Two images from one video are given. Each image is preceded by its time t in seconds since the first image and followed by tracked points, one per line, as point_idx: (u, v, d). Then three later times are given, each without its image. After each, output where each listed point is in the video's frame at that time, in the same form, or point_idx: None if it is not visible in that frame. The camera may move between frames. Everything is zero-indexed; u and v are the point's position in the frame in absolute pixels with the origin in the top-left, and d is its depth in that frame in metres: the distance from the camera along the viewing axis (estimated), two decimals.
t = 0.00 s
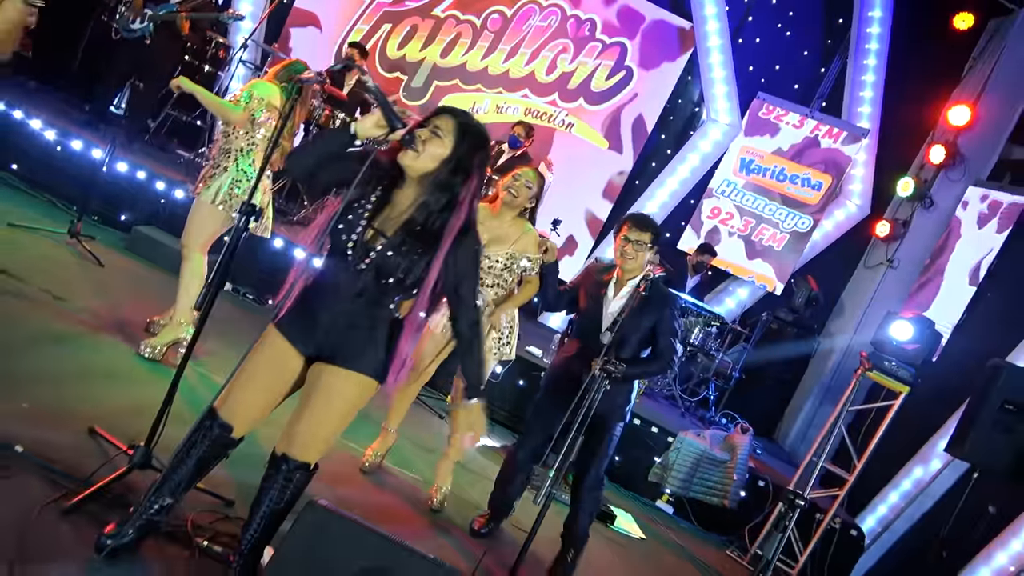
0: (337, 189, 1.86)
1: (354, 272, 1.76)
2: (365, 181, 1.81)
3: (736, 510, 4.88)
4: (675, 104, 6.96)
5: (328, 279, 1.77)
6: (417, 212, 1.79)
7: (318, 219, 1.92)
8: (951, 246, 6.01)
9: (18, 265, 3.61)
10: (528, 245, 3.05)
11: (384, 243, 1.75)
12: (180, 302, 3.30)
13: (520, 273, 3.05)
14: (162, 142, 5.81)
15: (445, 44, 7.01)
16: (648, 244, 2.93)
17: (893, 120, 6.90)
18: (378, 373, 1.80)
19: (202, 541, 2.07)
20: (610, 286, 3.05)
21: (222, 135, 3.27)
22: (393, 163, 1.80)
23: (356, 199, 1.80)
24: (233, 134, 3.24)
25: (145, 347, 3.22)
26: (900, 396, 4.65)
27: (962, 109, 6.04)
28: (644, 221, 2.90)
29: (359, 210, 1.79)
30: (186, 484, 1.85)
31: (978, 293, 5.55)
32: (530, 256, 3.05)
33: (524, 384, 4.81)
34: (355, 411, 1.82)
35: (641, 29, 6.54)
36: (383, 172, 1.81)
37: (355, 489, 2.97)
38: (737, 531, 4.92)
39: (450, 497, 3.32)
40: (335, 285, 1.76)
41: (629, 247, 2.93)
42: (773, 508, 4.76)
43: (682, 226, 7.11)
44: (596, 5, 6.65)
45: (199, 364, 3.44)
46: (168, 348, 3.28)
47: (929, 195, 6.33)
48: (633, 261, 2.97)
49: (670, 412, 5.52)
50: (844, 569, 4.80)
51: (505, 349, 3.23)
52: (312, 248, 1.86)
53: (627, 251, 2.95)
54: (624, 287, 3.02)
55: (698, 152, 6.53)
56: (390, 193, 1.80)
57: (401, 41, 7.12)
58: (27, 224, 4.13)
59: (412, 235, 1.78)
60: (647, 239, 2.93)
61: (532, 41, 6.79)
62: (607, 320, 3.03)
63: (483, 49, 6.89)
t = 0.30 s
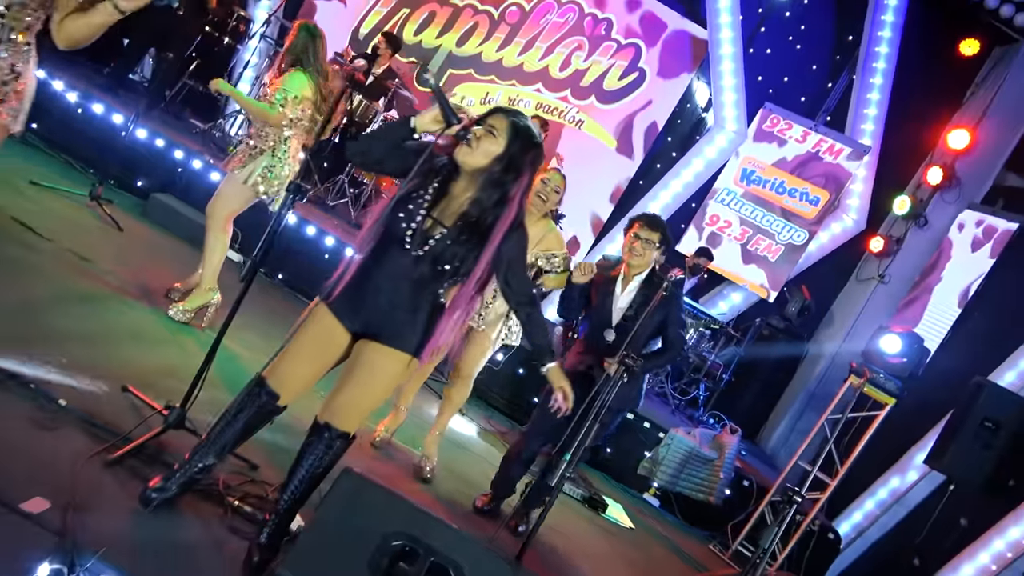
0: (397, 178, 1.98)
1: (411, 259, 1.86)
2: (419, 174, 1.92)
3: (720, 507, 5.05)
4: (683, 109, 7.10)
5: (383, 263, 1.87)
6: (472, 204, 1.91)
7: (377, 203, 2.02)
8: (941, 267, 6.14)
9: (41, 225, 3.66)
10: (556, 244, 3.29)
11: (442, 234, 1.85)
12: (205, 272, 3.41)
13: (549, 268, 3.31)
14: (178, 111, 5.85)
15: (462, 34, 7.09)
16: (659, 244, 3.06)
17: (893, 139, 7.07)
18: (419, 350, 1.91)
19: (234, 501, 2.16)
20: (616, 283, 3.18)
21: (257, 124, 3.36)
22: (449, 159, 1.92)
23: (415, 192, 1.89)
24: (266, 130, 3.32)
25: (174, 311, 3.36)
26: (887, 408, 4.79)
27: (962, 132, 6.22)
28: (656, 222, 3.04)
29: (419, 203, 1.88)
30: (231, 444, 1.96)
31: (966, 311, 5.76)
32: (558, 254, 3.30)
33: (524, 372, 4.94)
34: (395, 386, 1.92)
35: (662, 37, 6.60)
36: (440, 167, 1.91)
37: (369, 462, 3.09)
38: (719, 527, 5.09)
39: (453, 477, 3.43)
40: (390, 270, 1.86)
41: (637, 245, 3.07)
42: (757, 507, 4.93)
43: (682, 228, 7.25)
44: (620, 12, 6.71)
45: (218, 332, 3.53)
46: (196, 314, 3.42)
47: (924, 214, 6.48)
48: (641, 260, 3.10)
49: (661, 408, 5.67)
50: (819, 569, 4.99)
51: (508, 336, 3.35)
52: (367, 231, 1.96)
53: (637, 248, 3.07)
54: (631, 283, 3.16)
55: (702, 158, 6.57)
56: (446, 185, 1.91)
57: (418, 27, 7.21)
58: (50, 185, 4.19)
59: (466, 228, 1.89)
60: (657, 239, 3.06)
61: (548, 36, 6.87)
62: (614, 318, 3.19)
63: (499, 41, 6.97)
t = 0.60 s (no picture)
0: (444, 187, 2.12)
1: (459, 263, 2.05)
2: (468, 186, 2.08)
3: (704, 508, 5.24)
4: (689, 118, 7.23)
5: (431, 267, 2.04)
6: (514, 212, 2.07)
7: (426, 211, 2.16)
8: (928, 291, 6.38)
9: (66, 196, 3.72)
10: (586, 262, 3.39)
11: (490, 242, 2.03)
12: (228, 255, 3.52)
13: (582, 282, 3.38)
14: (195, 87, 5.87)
15: (479, 31, 7.04)
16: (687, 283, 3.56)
17: (892, 161, 7.16)
18: (455, 349, 2.11)
19: (264, 472, 2.35)
20: (648, 318, 3.62)
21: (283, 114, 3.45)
22: (493, 170, 2.05)
23: (462, 201, 2.05)
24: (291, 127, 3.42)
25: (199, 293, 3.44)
26: (869, 423, 4.99)
27: (959, 160, 6.56)
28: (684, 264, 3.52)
29: (466, 213, 2.04)
30: (273, 419, 2.12)
31: (950, 332, 6.06)
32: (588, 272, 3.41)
33: (521, 367, 5.05)
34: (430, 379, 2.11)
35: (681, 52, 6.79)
36: (485, 179, 2.06)
37: (381, 445, 3.23)
38: (701, 527, 5.29)
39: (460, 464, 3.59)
40: (439, 276, 2.03)
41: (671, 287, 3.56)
42: (739, 510, 5.13)
43: (681, 235, 7.37)
44: (641, 28, 6.84)
45: (236, 310, 3.64)
46: (222, 294, 3.50)
47: (915, 238, 6.72)
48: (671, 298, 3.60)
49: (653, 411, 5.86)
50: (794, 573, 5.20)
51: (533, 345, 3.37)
52: (416, 236, 2.12)
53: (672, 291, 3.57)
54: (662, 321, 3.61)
55: (706, 168, 6.67)
56: (491, 196, 2.05)
57: (436, 20, 7.07)
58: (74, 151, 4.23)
59: (510, 237, 2.07)
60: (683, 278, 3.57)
61: (563, 38, 6.94)
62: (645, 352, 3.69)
63: (515, 40, 6.98)
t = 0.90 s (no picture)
0: (471, 204, 2.30)
1: (484, 275, 2.26)
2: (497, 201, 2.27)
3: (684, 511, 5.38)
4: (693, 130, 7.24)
5: (456, 276, 2.26)
6: (535, 228, 2.27)
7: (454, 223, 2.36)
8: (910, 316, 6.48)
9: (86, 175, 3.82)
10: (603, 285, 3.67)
11: (514, 256, 2.25)
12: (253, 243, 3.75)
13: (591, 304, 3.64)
14: (209, 68, 5.96)
15: (492, 30, 6.84)
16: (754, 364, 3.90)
17: (887, 184, 7.32)
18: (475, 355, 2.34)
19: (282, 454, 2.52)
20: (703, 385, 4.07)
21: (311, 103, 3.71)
22: (517, 189, 2.26)
23: (488, 216, 2.24)
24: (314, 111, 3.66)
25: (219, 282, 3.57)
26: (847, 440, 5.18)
27: (950, 188, 6.74)
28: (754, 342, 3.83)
29: (491, 230, 2.24)
30: (301, 407, 2.31)
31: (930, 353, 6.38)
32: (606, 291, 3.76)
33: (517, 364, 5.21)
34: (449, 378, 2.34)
35: (694, 70, 6.90)
36: (512, 195, 2.26)
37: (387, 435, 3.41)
38: (678, 529, 5.45)
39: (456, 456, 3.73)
40: (463, 286, 2.25)
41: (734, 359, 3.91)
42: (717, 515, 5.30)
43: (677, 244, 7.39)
44: (656, 43, 6.90)
45: (250, 297, 3.79)
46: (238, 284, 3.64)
47: (904, 261, 6.89)
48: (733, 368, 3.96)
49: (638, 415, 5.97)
50: None
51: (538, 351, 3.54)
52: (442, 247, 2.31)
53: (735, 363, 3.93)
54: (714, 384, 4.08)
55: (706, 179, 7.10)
56: (515, 213, 2.26)
57: (451, 15, 6.76)
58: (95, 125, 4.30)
59: (532, 251, 2.28)
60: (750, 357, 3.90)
61: (576, 43, 6.89)
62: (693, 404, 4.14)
63: (529, 41, 6.87)
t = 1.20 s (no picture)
0: (486, 217, 2.50)
1: (490, 283, 2.47)
2: (508, 216, 2.46)
3: (659, 510, 5.59)
4: (694, 139, 7.32)
5: (465, 284, 2.48)
6: (541, 244, 2.45)
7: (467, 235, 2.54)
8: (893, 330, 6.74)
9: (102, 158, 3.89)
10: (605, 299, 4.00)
11: (519, 269, 2.44)
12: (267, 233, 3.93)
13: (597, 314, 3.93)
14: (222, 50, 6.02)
15: (502, 27, 6.94)
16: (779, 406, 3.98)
17: (878, 202, 7.43)
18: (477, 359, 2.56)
19: (291, 442, 2.78)
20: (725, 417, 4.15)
21: (329, 102, 3.97)
22: (529, 208, 2.43)
23: (498, 230, 2.43)
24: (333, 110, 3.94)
25: (228, 267, 3.76)
26: (823, 452, 5.34)
27: (938, 211, 6.97)
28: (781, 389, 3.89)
29: (499, 243, 2.45)
30: (305, 402, 2.54)
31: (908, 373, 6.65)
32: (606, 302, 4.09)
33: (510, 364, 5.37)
34: (450, 380, 2.57)
35: (701, 87, 7.03)
36: (523, 212, 2.44)
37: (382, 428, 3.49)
38: (654, 529, 5.62)
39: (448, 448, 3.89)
40: (469, 293, 2.47)
41: (755, 400, 3.98)
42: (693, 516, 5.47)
43: (670, 249, 7.47)
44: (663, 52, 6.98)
45: (257, 286, 3.93)
46: (247, 269, 3.80)
47: (889, 280, 7.09)
48: (756, 406, 4.04)
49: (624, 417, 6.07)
50: None
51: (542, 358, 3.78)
52: (454, 256, 2.52)
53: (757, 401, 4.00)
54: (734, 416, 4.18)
55: (702, 189, 7.30)
56: (525, 228, 2.44)
57: (462, 11, 6.86)
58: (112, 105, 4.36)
59: (536, 265, 2.46)
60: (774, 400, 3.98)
61: (583, 46, 6.99)
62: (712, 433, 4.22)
63: (537, 42, 6.98)
